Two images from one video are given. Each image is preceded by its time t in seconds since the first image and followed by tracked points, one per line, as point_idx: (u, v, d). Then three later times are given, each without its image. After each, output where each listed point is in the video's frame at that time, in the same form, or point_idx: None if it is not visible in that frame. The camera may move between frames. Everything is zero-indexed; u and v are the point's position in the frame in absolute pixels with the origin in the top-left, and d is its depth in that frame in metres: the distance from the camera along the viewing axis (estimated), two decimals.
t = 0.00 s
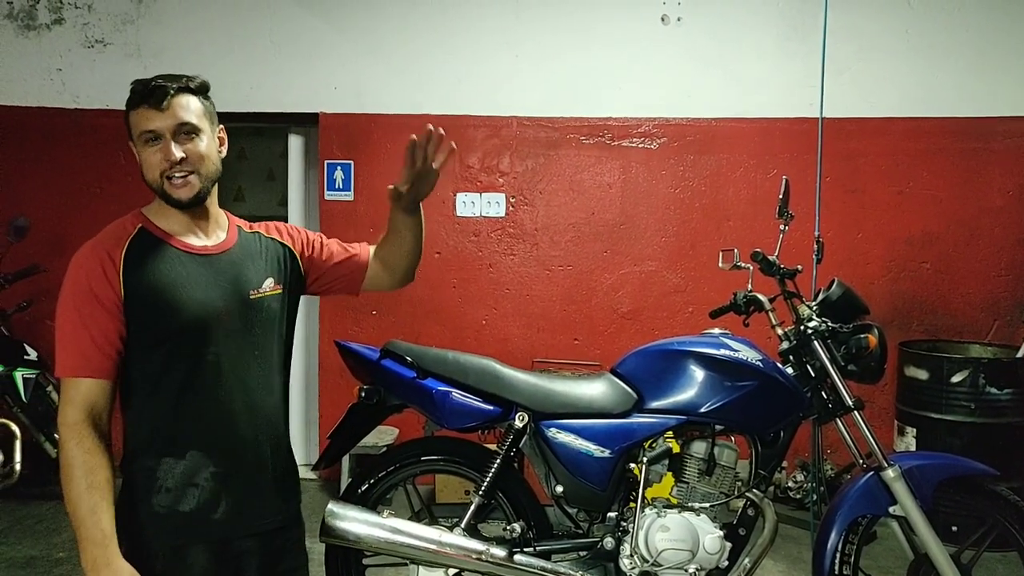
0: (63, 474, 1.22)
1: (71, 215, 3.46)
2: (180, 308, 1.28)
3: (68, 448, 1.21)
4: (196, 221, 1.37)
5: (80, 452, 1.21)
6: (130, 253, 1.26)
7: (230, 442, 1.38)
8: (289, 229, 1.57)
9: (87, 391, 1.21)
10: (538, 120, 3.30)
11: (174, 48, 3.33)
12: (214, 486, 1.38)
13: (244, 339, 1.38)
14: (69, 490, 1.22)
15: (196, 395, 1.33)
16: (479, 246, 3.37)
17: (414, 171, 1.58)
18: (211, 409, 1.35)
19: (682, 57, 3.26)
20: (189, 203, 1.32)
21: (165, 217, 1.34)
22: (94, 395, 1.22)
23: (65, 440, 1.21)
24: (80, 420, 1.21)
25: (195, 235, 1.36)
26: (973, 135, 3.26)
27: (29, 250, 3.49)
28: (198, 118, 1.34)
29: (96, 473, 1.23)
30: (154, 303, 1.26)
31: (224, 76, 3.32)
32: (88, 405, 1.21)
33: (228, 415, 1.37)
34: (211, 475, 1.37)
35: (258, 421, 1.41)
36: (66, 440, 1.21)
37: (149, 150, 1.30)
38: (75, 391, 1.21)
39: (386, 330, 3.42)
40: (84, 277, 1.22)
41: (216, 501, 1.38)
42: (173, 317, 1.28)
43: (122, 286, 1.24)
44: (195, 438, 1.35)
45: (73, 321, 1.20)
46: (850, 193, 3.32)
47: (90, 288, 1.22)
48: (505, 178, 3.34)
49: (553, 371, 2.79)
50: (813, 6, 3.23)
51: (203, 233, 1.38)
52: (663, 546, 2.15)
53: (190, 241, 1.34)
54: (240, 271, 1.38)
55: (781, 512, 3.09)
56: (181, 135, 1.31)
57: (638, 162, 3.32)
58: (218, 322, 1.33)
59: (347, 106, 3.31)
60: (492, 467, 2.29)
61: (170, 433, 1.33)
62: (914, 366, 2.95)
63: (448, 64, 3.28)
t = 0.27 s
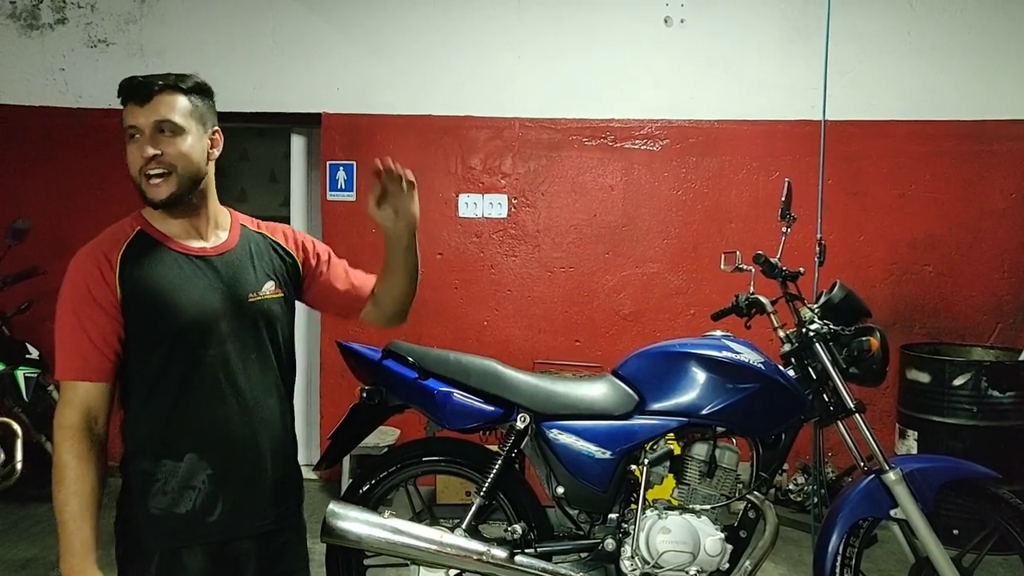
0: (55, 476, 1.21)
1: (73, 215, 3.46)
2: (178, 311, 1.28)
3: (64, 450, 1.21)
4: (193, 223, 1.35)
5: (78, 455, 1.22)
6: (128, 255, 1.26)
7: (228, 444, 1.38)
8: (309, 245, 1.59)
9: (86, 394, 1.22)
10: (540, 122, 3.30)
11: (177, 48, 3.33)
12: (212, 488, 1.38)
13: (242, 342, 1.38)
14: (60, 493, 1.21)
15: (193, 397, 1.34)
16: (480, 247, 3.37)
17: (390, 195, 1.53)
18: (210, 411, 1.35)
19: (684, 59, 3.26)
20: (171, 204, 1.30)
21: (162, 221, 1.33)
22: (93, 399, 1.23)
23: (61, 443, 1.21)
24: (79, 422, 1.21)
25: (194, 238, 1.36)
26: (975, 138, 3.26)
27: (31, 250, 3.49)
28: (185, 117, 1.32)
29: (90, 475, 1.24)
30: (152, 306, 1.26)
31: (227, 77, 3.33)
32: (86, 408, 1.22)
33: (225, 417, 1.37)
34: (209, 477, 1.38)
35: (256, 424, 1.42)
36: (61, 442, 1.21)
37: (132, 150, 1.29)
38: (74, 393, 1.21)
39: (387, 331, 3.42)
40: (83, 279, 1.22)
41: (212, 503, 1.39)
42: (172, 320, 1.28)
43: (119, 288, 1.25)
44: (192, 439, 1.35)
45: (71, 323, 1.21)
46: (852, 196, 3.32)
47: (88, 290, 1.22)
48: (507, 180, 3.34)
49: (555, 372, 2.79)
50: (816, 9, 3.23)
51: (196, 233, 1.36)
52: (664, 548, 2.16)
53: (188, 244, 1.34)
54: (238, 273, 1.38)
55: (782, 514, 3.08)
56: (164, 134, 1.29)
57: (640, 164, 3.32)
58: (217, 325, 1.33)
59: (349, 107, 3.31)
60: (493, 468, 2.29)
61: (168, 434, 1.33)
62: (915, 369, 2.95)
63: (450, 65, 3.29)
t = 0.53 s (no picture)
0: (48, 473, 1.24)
1: (75, 215, 3.47)
2: (177, 318, 1.28)
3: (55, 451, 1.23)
4: (196, 227, 1.36)
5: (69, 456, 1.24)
6: (130, 260, 1.27)
7: (228, 451, 1.39)
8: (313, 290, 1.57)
9: (81, 396, 1.24)
10: (543, 124, 3.31)
11: (180, 50, 3.34)
12: (211, 493, 1.38)
13: (244, 348, 1.37)
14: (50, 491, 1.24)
15: (194, 402, 1.34)
16: (482, 249, 3.37)
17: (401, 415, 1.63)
18: (210, 416, 1.36)
19: (687, 61, 3.26)
20: (165, 207, 1.31)
21: (167, 226, 1.34)
22: (88, 401, 1.25)
23: (55, 441, 1.23)
24: (71, 423, 1.24)
25: (199, 242, 1.36)
26: (978, 141, 3.26)
27: (34, 250, 3.50)
28: (184, 123, 1.33)
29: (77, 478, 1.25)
30: (153, 310, 1.26)
31: (230, 78, 3.33)
32: (79, 409, 1.24)
33: (226, 423, 1.37)
34: (208, 482, 1.38)
35: (257, 431, 1.41)
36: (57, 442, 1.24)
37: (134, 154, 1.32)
38: (70, 394, 1.24)
39: (389, 333, 3.42)
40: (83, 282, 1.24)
41: (211, 509, 1.39)
42: (173, 325, 1.28)
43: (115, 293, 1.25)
44: (193, 443, 1.36)
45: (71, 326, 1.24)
46: (854, 199, 3.32)
47: (86, 295, 1.24)
48: (509, 181, 3.34)
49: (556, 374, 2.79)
50: (818, 11, 3.23)
51: (201, 237, 1.36)
52: (664, 550, 2.16)
53: (193, 250, 1.34)
54: (243, 281, 1.36)
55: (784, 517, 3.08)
56: (161, 139, 1.31)
57: (643, 166, 3.32)
58: (218, 331, 1.33)
59: (352, 108, 3.32)
60: (495, 470, 2.30)
61: (169, 437, 1.34)
62: (917, 372, 2.95)
63: (453, 67, 3.29)
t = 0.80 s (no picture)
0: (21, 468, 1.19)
1: (77, 215, 3.47)
2: (177, 319, 1.28)
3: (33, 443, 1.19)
4: (199, 225, 1.35)
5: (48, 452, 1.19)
6: (132, 261, 1.26)
7: (227, 452, 1.39)
8: (314, 287, 1.55)
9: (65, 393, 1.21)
10: (544, 125, 3.31)
11: (181, 50, 3.34)
12: (207, 494, 1.38)
13: (244, 350, 1.38)
14: (21, 488, 1.19)
15: (193, 403, 1.35)
16: (483, 249, 3.37)
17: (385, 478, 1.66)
18: (208, 417, 1.36)
19: (687, 62, 3.26)
20: (168, 203, 1.30)
21: (170, 224, 1.33)
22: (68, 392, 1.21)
23: (33, 437, 1.19)
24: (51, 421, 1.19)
25: (201, 242, 1.35)
26: (978, 143, 3.26)
27: (35, 250, 3.50)
28: (190, 119, 1.33)
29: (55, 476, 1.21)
30: (153, 312, 1.27)
31: (231, 78, 3.34)
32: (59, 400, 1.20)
33: (225, 425, 1.38)
34: (207, 483, 1.38)
35: (255, 433, 1.42)
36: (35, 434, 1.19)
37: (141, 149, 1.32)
38: (52, 391, 1.20)
39: (390, 333, 3.42)
40: (78, 281, 1.23)
41: (209, 510, 1.39)
42: (174, 327, 1.28)
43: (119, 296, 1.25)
44: (191, 444, 1.36)
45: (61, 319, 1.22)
46: (854, 200, 3.32)
47: (81, 293, 1.22)
48: (510, 182, 3.35)
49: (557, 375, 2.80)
50: (819, 13, 3.23)
51: (203, 236, 1.36)
52: (664, 551, 2.16)
53: (196, 250, 1.33)
54: (243, 283, 1.36)
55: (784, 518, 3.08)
56: (167, 135, 1.31)
57: (643, 167, 3.32)
58: (218, 332, 1.33)
59: (352, 109, 3.32)
60: (496, 470, 2.30)
61: (168, 437, 1.34)
62: (918, 373, 2.95)
63: (454, 67, 3.29)
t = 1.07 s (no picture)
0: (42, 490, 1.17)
1: (77, 213, 3.48)
2: (171, 322, 1.28)
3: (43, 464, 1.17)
4: (187, 228, 1.34)
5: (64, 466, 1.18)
6: (130, 268, 1.26)
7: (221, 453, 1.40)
8: (309, 286, 1.51)
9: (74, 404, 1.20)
10: (544, 124, 3.31)
11: (181, 48, 3.34)
12: (201, 494, 1.39)
13: (239, 354, 1.38)
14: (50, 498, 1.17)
15: (188, 404, 1.35)
16: (483, 248, 3.38)
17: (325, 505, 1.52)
18: (201, 418, 1.37)
19: (688, 62, 3.27)
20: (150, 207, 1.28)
21: (159, 227, 1.32)
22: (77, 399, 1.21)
23: (49, 454, 1.17)
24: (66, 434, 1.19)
25: (190, 245, 1.34)
26: (978, 143, 3.27)
27: (35, 248, 3.51)
28: (172, 118, 1.29)
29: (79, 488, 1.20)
30: (150, 315, 1.27)
31: (232, 76, 3.34)
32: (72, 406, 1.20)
33: (219, 426, 1.38)
34: (201, 484, 1.39)
35: (249, 434, 1.43)
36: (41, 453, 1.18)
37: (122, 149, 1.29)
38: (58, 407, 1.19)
39: (390, 332, 3.43)
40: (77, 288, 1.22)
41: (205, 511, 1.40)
42: (170, 330, 1.29)
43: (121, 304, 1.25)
44: (185, 445, 1.36)
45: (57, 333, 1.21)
46: (854, 200, 3.33)
47: (83, 302, 1.22)
48: (510, 181, 3.35)
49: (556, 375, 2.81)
50: (819, 13, 3.24)
51: (193, 239, 1.35)
52: (663, 550, 2.18)
53: (186, 255, 1.33)
54: (236, 285, 1.36)
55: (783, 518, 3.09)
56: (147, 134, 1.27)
57: (643, 166, 3.33)
58: (213, 336, 1.34)
59: (353, 107, 3.32)
60: (494, 469, 2.31)
61: (163, 439, 1.35)
62: (916, 374, 2.95)
63: (455, 66, 3.30)
